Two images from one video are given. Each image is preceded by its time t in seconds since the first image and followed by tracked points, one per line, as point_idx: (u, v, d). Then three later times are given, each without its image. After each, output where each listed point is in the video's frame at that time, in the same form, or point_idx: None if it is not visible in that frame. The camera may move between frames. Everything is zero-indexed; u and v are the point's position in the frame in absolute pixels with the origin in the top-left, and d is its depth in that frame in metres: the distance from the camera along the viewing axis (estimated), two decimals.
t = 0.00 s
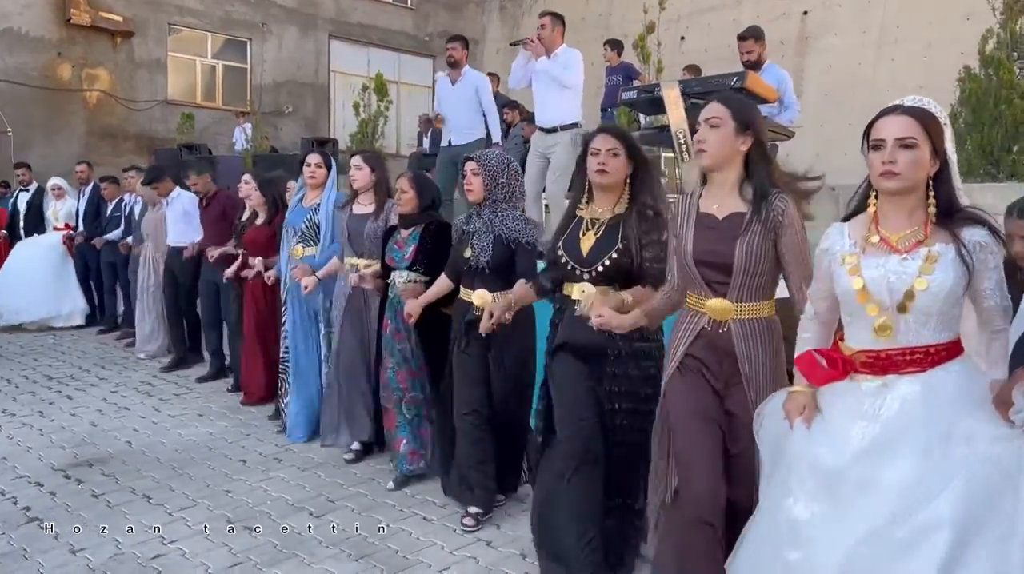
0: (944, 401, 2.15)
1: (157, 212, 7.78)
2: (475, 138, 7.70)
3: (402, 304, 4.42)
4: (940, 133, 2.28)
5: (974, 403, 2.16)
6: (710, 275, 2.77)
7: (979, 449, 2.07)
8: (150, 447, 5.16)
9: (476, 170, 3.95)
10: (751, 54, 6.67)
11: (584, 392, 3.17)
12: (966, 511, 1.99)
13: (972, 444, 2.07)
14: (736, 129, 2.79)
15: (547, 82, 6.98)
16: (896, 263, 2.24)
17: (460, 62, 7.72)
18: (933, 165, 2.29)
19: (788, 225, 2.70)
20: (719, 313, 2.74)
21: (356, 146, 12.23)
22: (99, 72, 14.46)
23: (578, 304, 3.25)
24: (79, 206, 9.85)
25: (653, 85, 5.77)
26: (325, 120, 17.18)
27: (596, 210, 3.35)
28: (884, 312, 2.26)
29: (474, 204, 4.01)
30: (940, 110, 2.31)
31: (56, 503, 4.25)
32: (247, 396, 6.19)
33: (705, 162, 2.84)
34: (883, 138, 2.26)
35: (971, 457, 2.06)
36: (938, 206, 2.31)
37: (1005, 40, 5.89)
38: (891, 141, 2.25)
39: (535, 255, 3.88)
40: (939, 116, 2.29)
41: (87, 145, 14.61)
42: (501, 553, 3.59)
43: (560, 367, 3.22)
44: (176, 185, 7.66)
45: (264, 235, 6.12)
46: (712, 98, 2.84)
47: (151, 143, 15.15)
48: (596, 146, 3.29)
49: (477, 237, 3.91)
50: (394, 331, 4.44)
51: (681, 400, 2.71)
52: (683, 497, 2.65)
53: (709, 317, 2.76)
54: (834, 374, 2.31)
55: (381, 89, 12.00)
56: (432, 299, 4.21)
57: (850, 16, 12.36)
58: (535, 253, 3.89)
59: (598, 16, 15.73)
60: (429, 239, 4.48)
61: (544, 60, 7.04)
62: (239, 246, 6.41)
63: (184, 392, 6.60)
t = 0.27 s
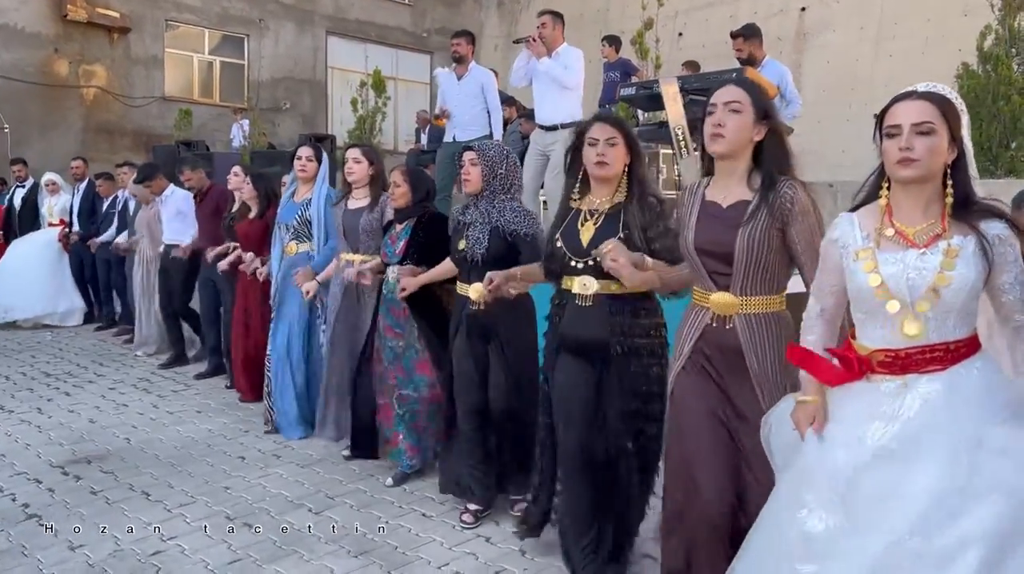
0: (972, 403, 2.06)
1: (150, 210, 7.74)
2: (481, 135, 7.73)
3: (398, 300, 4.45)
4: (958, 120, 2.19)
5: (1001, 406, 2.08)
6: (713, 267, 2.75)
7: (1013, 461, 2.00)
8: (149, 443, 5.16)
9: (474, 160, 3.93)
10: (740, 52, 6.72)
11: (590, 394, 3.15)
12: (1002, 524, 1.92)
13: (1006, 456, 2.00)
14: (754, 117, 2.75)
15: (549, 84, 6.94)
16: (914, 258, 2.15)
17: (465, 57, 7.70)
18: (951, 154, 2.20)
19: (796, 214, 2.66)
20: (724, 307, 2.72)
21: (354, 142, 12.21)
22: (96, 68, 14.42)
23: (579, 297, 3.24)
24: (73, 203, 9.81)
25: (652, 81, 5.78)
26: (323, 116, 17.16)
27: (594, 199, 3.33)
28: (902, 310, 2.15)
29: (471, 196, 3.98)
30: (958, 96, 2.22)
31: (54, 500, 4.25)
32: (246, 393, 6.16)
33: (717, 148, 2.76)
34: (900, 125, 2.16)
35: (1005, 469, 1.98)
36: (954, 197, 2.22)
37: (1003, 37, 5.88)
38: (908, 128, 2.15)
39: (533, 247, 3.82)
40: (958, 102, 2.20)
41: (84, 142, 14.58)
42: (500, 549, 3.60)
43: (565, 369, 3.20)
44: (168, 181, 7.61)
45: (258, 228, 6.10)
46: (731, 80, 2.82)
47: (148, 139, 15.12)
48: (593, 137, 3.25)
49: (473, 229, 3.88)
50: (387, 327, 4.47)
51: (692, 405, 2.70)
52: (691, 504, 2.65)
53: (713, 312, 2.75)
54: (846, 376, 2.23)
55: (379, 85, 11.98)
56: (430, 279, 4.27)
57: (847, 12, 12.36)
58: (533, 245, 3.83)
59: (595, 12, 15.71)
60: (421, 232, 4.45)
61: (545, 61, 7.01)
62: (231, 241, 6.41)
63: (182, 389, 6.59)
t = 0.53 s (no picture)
0: (993, 397, 1.96)
1: (150, 204, 7.65)
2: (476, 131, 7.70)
3: (398, 296, 4.43)
4: (983, 109, 2.11)
5: None
6: (728, 268, 2.60)
7: None
8: (148, 440, 5.16)
9: (480, 156, 3.93)
10: (736, 48, 6.72)
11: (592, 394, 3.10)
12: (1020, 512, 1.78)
13: None
14: (773, 111, 2.60)
15: (548, 75, 6.95)
16: (932, 249, 2.07)
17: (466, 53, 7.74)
18: (975, 144, 2.12)
19: (812, 212, 2.50)
20: (738, 309, 2.58)
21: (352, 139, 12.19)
22: (93, 64, 14.39)
23: (581, 302, 3.17)
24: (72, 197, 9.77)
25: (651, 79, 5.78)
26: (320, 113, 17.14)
27: (598, 200, 3.27)
28: (918, 304, 2.08)
29: (475, 193, 3.99)
30: (984, 85, 2.14)
31: (53, 497, 4.25)
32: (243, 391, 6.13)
33: (736, 141, 2.61)
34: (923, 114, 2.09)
35: None
36: (974, 186, 2.13)
37: (1001, 34, 5.86)
38: (931, 117, 2.08)
39: (533, 247, 3.83)
40: (984, 91, 2.12)
41: (81, 138, 14.56)
42: (498, 546, 3.61)
43: (569, 368, 3.14)
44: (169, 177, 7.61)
45: (259, 225, 6.11)
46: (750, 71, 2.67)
47: (146, 136, 15.11)
48: (598, 133, 3.21)
49: (475, 228, 3.90)
50: (390, 325, 4.44)
51: (703, 414, 2.61)
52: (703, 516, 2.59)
53: (727, 313, 2.61)
54: (862, 371, 2.17)
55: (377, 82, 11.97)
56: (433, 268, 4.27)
57: (845, 9, 12.35)
58: (533, 245, 3.84)
59: (593, 9, 15.70)
60: (422, 230, 4.43)
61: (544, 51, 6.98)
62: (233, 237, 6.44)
63: (180, 386, 6.59)
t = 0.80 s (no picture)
0: None
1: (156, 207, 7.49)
2: (467, 129, 7.65)
3: (413, 296, 4.40)
4: None
5: None
6: (765, 266, 2.59)
7: None
8: (147, 437, 5.17)
9: (502, 156, 3.84)
10: (732, 42, 6.72)
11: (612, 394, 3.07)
12: None
13: None
14: (812, 107, 2.55)
15: (547, 74, 6.99)
16: (974, 254, 2.01)
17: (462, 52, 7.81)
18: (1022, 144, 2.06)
19: (851, 208, 2.44)
20: (775, 308, 2.55)
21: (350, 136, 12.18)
22: (91, 61, 14.37)
23: (601, 299, 3.15)
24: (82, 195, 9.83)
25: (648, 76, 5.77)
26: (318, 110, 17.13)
27: (624, 197, 3.21)
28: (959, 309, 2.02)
29: (497, 192, 3.90)
30: None
31: (52, 495, 4.25)
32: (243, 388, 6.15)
33: (775, 139, 2.57)
34: (969, 113, 2.03)
35: None
36: None
37: (999, 32, 5.85)
38: (977, 116, 2.02)
39: (558, 248, 3.79)
40: None
41: (79, 136, 14.55)
42: (496, 542, 3.62)
43: (590, 367, 3.12)
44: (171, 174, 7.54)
45: (271, 224, 6.12)
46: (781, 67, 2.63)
47: (144, 133, 15.10)
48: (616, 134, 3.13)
49: (497, 227, 3.83)
50: (404, 324, 4.40)
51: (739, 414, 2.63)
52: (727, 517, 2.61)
53: (766, 313, 2.59)
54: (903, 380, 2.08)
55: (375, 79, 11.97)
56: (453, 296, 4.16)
57: (843, 6, 12.34)
58: (557, 247, 3.80)
59: (591, 6, 15.69)
60: (441, 228, 4.42)
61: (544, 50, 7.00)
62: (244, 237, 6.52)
63: (179, 384, 6.60)
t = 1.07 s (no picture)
0: None
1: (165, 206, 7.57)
2: (461, 127, 7.68)
3: (433, 293, 4.35)
4: None
5: None
6: (815, 263, 2.57)
7: None
8: (145, 435, 5.19)
9: (525, 153, 3.74)
10: (728, 38, 6.72)
11: (643, 390, 3.01)
12: None
13: None
14: (857, 102, 2.53)
15: (546, 73, 7.02)
16: (1020, 251, 1.98)
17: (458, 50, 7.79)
18: None
19: (907, 204, 2.46)
20: (826, 304, 2.54)
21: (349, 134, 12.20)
22: (90, 59, 14.37)
23: (633, 298, 3.11)
24: (86, 195, 9.83)
25: (647, 75, 5.76)
26: (317, 107, 17.13)
27: (653, 193, 3.17)
28: (1004, 307, 2.00)
29: (520, 189, 3.81)
30: None
31: (51, 493, 4.26)
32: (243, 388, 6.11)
33: (821, 136, 2.54)
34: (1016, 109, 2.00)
35: None
36: None
37: (997, 29, 5.87)
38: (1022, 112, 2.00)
39: (585, 246, 3.68)
40: None
41: (78, 134, 14.55)
42: (495, 540, 3.63)
43: (620, 363, 3.06)
44: (180, 174, 7.49)
45: (286, 220, 5.96)
46: (826, 61, 2.60)
47: (142, 131, 15.10)
48: (642, 130, 3.07)
49: (522, 225, 3.73)
50: (421, 321, 4.33)
51: (779, 414, 2.58)
52: (761, 521, 2.53)
53: (815, 309, 2.58)
54: (942, 379, 2.08)
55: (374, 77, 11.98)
56: (478, 272, 4.13)
57: (842, 4, 12.35)
58: (586, 237, 3.70)
59: (590, 4, 15.69)
60: (462, 224, 4.35)
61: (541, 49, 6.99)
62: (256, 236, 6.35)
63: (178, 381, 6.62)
